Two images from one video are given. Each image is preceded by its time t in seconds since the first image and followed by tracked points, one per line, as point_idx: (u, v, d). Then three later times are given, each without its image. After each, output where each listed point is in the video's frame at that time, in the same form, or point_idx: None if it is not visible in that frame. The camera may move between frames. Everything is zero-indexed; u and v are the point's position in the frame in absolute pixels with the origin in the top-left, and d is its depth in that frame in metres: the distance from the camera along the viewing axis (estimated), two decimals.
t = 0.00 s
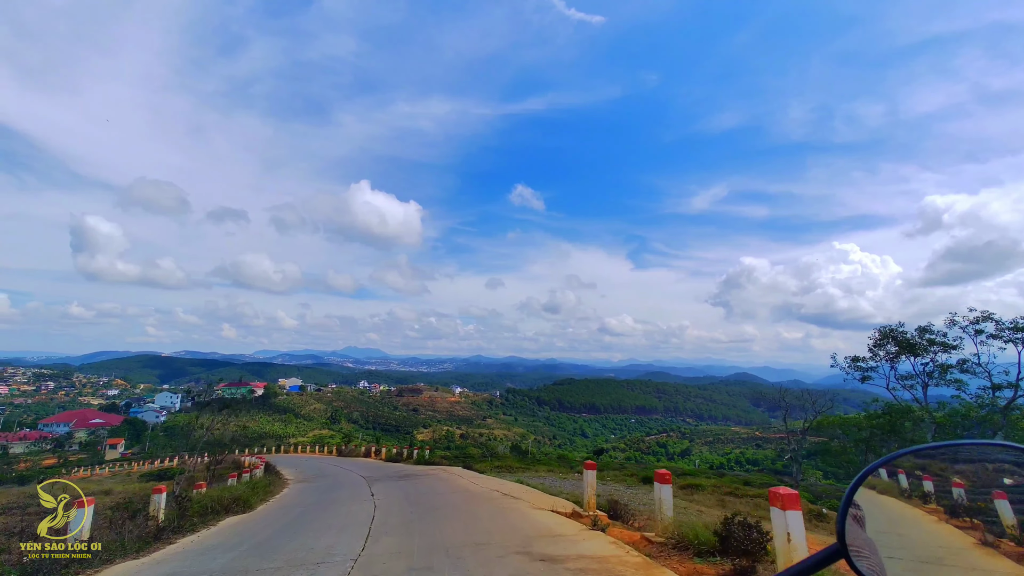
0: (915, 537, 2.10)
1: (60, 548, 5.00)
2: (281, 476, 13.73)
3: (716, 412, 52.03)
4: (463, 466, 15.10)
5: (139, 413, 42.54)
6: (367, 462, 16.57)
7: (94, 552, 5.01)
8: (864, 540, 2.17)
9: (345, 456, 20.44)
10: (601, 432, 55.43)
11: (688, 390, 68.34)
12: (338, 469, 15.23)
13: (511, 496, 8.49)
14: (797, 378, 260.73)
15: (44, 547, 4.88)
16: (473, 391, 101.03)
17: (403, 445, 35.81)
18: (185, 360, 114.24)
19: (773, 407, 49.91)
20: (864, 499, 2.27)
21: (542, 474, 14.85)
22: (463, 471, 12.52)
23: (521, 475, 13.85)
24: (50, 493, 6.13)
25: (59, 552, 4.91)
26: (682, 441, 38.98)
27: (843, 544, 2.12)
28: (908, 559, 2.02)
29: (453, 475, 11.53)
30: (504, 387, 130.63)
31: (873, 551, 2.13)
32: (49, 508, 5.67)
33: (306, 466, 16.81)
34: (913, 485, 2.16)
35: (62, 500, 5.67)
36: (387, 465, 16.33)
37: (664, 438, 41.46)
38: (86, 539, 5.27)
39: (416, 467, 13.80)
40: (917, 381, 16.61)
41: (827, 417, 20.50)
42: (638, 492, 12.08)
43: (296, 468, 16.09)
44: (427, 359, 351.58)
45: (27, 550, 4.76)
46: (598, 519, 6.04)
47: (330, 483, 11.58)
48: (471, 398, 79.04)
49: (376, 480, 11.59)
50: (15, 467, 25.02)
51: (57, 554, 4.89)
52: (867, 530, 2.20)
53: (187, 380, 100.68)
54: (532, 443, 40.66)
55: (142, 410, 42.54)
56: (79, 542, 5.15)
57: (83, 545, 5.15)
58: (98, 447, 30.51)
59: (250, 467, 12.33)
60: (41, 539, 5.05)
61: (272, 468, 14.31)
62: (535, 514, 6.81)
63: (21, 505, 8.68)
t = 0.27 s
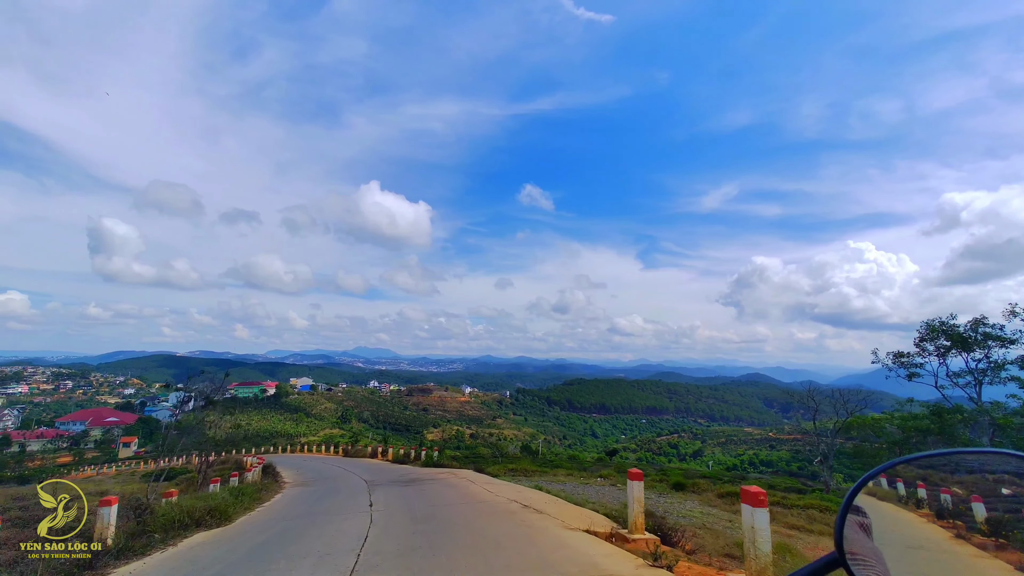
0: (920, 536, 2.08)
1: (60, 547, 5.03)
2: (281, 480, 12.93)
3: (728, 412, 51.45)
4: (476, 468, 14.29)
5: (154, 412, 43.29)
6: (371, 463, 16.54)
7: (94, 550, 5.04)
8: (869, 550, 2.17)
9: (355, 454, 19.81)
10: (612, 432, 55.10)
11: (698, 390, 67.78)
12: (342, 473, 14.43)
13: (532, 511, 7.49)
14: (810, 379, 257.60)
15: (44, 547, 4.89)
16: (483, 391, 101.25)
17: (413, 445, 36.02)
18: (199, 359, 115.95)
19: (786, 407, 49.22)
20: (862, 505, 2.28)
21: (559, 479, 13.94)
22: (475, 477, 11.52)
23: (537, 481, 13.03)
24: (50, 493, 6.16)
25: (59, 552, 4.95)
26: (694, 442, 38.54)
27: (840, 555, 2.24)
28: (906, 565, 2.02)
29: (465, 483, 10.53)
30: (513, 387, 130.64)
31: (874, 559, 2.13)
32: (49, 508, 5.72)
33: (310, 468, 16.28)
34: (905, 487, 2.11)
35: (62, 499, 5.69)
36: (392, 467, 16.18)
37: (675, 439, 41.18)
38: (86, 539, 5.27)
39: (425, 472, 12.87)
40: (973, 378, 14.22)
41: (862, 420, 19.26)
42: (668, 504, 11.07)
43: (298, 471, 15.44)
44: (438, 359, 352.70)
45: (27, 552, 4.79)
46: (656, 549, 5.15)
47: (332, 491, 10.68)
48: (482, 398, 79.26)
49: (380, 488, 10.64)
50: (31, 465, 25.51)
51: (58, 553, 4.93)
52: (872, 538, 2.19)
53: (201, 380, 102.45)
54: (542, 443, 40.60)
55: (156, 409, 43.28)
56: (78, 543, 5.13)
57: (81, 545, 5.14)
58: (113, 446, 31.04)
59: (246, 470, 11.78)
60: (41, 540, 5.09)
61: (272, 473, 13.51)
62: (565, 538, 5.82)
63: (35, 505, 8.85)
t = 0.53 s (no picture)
0: (878, 520, 2.22)
1: (60, 547, 5.07)
2: (276, 484, 12.08)
3: (737, 413, 50.96)
4: (485, 469, 13.55)
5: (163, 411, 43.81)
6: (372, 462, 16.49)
7: (93, 552, 5.08)
8: (856, 546, 2.20)
9: (361, 452, 19.23)
10: (619, 432, 54.83)
11: (706, 391, 67.23)
12: (341, 475, 13.54)
13: (552, 525, 6.60)
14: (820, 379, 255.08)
15: (45, 547, 4.91)
16: (490, 392, 101.16)
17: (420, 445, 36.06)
18: (209, 359, 117.16)
19: (797, 408, 48.67)
20: (845, 501, 2.25)
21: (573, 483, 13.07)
22: (483, 484, 10.57)
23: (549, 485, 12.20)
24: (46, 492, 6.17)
25: (59, 552, 4.99)
26: (702, 442, 38.20)
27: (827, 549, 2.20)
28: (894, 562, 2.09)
29: (473, 490, 9.62)
30: (521, 387, 130.51)
31: (860, 554, 2.19)
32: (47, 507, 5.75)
33: (310, 469, 15.69)
34: (872, 482, 2.15)
35: (62, 500, 5.72)
36: (394, 469, 16.01)
37: (683, 440, 40.91)
38: (87, 539, 5.28)
39: (429, 476, 11.92)
40: None
41: (896, 422, 18.11)
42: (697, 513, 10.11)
43: (298, 473, 14.83)
44: (445, 359, 353.14)
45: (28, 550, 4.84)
46: None
47: (325, 497, 9.75)
48: (489, 398, 79.24)
49: (378, 494, 9.70)
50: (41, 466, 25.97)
51: (58, 554, 4.94)
52: (858, 535, 2.21)
53: (211, 379, 103.28)
54: (549, 443, 40.46)
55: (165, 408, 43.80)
56: (78, 543, 5.14)
57: (82, 545, 5.14)
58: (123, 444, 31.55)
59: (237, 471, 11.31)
60: (41, 538, 5.13)
61: (268, 475, 12.69)
62: (595, 560, 4.90)
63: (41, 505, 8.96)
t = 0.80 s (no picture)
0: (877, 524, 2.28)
1: (59, 547, 4.98)
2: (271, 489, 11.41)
3: (750, 414, 50.33)
4: (497, 473, 12.82)
5: (176, 410, 44.56)
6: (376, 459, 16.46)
7: (94, 552, 5.00)
8: (855, 550, 2.25)
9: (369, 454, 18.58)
10: (630, 433, 54.46)
11: (718, 391, 66.53)
12: (344, 480, 12.83)
13: (595, 554, 5.76)
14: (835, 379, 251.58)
15: (43, 547, 4.83)
16: (500, 391, 101.07)
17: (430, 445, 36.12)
18: (224, 359, 119.05)
19: (811, 409, 47.95)
20: (847, 506, 2.34)
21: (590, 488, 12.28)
22: (499, 493, 9.82)
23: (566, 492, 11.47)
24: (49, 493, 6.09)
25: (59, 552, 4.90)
26: (715, 444, 37.77)
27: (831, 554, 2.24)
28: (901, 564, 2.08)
29: (487, 502, 8.91)
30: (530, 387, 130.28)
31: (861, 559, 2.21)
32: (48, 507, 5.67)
33: (312, 471, 15.00)
34: (865, 488, 2.25)
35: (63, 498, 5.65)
36: (398, 470, 15.37)
37: (695, 441, 40.53)
38: (86, 539, 5.20)
39: (437, 484, 11.18)
40: None
41: (931, 417, 17.37)
42: (730, 525, 9.25)
43: (299, 476, 14.15)
44: (455, 359, 353.71)
45: (28, 551, 4.76)
46: None
47: (322, 509, 8.89)
48: (499, 398, 79.24)
49: (379, 506, 8.87)
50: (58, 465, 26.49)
51: (59, 553, 4.86)
52: (858, 538, 2.27)
53: (224, 378, 104.56)
54: (560, 444, 40.31)
55: (178, 407, 44.56)
56: (78, 543, 5.06)
57: (81, 545, 5.07)
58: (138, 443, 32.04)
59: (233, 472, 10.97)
60: (41, 539, 5.05)
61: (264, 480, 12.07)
62: None
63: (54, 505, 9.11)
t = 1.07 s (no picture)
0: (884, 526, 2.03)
1: (58, 548, 4.94)
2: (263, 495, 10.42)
3: (763, 415, 49.68)
4: (512, 478, 11.84)
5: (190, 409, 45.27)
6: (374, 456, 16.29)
7: (95, 549, 4.99)
8: (856, 550, 2.03)
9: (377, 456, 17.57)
10: (641, 434, 54.04)
11: (730, 392, 65.80)
12: (344, 484, 11.80)
13: None
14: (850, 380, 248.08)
15: (44, 547, 4.81)
16: (510, 392, 100.97)
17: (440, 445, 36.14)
18: (238, 359, 120.65)
19: (826, 411, 47.19)
20: (846, 504, 2.10)
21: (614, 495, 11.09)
22: (522, 505, 8.08)
23: (589, 500, 10.36)
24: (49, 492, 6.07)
25: (59, 552, 4.89)
26: (728, 445, 37.29)
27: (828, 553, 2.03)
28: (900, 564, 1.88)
29: (503, 510, 7.47)
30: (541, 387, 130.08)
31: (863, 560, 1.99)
32: (48, 507, 5.65)
33: (314, 475, 14.10)
34: (864, 485, 2.05)
35: (63, 499, 5.62)
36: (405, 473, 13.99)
37: (708, 442, 40.07)
38: (87, 540, 5.17)
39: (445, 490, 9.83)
40: None
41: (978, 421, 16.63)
42: (781, 541, 8.18)
43: (298, 479, 13.20)
44: (465, 359, 354.48)
45: (29, 551, 4.75)
46: None
47: (311, 523, 7.17)
48: (509, 398, 79.22)
49: (380, 520, 7.14)
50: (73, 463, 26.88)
51: (57, 554, 4.82)
52: (859, 537, 2.04)
53: (238, 378, 105.81)
54: (570, 444, 40.10)
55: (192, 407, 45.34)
56: (77, 543, 5.03)
57: (81, 545, 5.04)
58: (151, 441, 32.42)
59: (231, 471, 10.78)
60: (40, 539, 5.02)
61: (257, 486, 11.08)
62: None
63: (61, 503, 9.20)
